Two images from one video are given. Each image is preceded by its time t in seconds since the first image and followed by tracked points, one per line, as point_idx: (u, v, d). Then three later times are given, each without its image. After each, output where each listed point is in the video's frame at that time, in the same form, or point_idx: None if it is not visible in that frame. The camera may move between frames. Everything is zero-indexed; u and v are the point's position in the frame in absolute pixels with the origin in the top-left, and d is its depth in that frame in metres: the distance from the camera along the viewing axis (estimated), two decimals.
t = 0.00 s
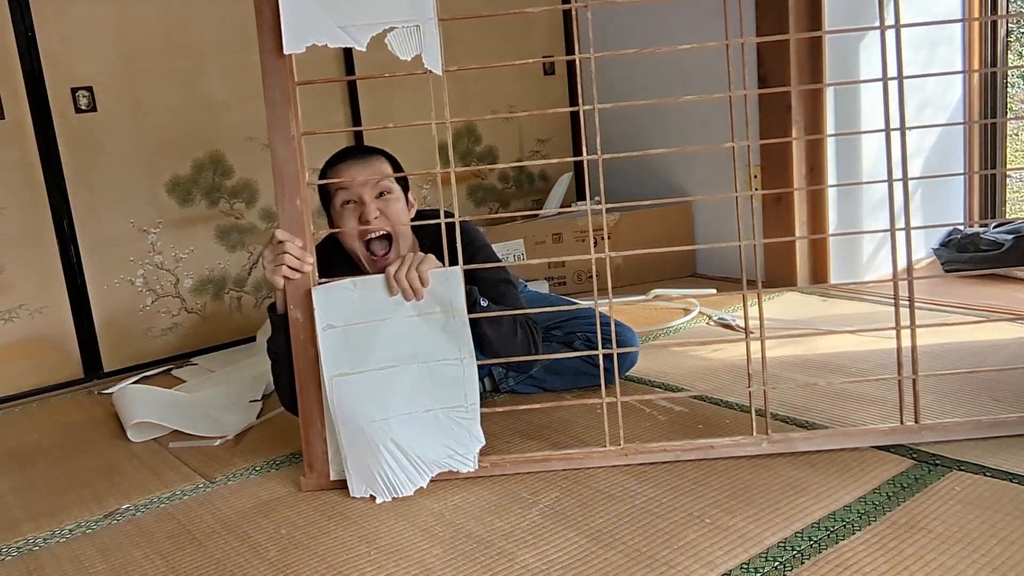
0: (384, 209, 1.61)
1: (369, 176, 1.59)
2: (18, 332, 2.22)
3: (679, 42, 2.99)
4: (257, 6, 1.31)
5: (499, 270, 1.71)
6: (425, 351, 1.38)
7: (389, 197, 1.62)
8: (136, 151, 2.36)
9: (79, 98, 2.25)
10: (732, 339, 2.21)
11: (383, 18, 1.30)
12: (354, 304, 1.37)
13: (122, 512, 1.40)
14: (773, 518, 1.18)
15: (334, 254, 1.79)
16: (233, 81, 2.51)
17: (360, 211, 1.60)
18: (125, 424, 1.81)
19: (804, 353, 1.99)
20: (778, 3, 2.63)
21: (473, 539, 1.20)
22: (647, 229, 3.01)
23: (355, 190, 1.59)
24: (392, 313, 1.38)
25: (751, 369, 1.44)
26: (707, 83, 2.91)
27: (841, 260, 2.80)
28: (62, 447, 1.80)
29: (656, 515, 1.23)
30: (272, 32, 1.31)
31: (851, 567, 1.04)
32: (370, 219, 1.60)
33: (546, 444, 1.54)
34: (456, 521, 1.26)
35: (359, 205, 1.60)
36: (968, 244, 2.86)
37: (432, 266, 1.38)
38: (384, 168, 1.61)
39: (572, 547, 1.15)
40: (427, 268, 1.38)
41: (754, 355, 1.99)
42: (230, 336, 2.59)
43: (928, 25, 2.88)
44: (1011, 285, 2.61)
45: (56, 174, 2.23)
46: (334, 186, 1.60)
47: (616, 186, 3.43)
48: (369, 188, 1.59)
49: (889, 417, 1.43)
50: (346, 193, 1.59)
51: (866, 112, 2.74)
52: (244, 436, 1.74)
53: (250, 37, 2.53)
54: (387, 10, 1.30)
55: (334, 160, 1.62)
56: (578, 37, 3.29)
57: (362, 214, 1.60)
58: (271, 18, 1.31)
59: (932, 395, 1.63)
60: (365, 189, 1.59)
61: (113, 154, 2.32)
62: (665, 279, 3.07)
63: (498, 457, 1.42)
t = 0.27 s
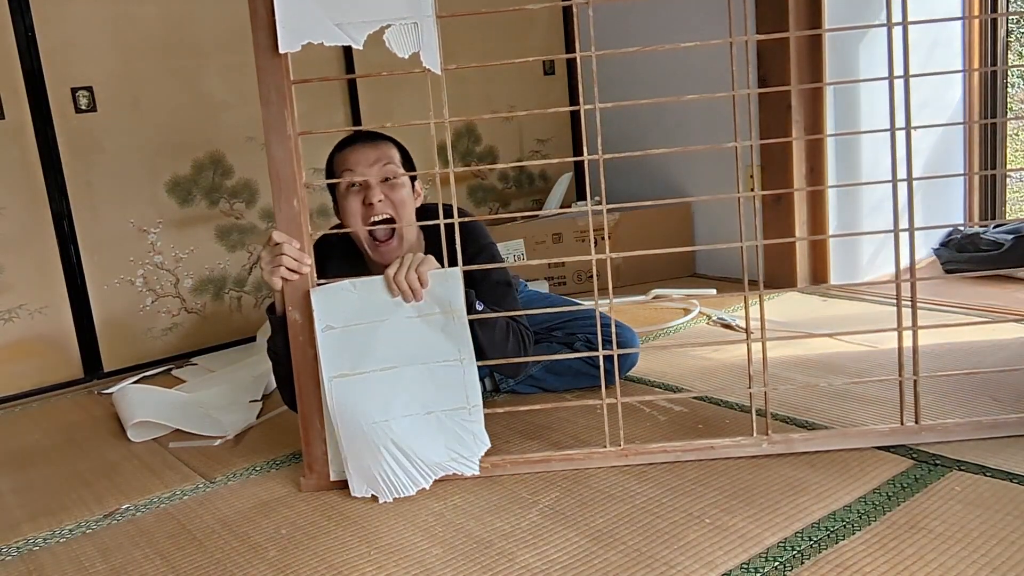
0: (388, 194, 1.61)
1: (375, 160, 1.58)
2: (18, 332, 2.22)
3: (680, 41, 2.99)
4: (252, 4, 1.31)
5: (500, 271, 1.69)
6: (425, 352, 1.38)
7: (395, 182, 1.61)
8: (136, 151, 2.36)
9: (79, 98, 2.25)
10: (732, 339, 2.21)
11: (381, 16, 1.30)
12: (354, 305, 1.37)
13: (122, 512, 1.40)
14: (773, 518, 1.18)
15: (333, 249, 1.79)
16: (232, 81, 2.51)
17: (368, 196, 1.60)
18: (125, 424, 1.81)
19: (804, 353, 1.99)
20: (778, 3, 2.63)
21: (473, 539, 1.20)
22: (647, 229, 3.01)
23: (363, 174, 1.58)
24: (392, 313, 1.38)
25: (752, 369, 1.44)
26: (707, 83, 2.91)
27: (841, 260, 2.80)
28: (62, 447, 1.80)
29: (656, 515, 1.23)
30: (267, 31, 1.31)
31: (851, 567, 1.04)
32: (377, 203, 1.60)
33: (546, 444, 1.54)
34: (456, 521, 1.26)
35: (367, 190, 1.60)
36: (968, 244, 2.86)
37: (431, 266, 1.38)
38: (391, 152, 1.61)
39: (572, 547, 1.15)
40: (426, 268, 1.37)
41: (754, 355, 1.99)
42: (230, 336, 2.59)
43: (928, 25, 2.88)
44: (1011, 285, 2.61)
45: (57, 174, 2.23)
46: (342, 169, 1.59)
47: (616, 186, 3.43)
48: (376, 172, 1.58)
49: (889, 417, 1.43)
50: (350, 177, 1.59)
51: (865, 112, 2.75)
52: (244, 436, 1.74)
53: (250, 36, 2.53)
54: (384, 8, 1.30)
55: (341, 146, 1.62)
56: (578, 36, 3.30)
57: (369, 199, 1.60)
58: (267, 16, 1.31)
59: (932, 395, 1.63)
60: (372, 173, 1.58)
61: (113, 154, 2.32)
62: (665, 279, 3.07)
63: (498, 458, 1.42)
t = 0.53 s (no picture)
0: (394, 188, 1.61)
1: (382, 154, 1.58)
2: (18, 332, 2.22)
3: (680, 41, 2.99)
4: (256, 5, 1.31)
5: (503, 271, 1.70)
6: (426, 350, 1.38)
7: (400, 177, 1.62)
8: (136, 151, 2.36)
9: (79, 98, 2.25)
10: (733, 339, 2.21)
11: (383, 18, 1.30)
12: (355, 304, 1.38)
13: (122, 512, 1.40)
14: (773, 518, 1.18)
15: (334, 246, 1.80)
16: (233, 81, 2.51)
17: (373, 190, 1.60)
18: (125, 424, 1.81)
19: (805, 353, 1.99)
20: (778, 3, 2.63)
21: (473, 539, 1.20)
22: (647, 229, 3.01)
23: (369, 168, 1.58)
24: (393, 312, 1.38)
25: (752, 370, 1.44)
26: (707, 83, 2.91)
27: (842, 260, 2.80)
28: (62, 447, 1.80)
29: (656, 515, 1.23)
30: (271, 32, 1.31)
31: (851, 567, 1.04)
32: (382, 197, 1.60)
33: (546, 444, 1.54)
34: (456, 521, 1.26)
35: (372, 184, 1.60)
36: (968, 244, 2.86)
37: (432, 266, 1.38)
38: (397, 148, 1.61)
39: (573, 547, 1.15)
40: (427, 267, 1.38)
41: (754, 355, 1.99)
42: (230, 336, 2.59)
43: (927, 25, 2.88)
44: (1010, 285, 2.61)
45: (57, 174, 2.23)
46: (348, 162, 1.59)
47: (616, 186, 3.43)
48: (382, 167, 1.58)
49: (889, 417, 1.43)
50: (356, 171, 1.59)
51: (865, 112, 2.75)
52: (244, 436, 1.74)
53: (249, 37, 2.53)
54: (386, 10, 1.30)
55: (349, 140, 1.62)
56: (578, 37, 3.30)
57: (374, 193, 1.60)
58: (271, 18, 1.31)
59: (932, 395, 1.63)
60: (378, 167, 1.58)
61: (113, 154, 2.32)
62: (665, 279, 3.07)
63: (498, 458, 1.42)
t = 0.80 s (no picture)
0: (394, 193, 1.61)
1: (382, 159, 1.58)
2: (17, 332, 2.22)
3: (679, 42, 2.99)
4: (260, 7, 1.31)
5: (502, 272, 1.69)
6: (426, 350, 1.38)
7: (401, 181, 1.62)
8: (136, 151, 2.36)
9: (79, 98, 2.25)
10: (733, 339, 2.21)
11: (385, 20, 1.30)
12: (355, 305, 1.37)
13: (122, 512, 1.40)
14: (773, 518, 1.18)
15: (334, 246, 1.80)
16: (233, 82, 2.51)
17: (372, 195, 1.60)
18: (125, 424, 1.81)
19: (805, 353, 1.99)
20: (778, 4, 2.63)
21: (473, 538, 1.20)
22: (647, 229, 3.01)
23: (369, 173, 1.58)
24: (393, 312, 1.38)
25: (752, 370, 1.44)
26: (707, 83, 2.91)
27: (842, 259, 2.80)
28: (62, 447, 1.80)
29: (656, 515, 1.23)
30: (274, 34, 1.32)
31: (851, 567, 1.04)
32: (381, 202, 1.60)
33: (546, 444, 1.54)
34: (456, 521, 1.26)
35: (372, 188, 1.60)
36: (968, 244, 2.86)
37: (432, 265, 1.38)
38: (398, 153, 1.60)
39: (572, 548, 1.15)
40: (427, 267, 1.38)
41: (754, 355, 1.99)
42: (230, 336, 2.59)
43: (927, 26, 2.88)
44: (1010, 285, 2.61)
45: (56, 173, 2.23)
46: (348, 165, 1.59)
47: (616, 186, 3.43)
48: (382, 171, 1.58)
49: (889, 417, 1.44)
50: (356, 175, 1.59)
51: (864, 112, 2.75)
52: (244, 436, 1.74)
53: (250, 37, 2.53)
54: (388, 12, 1.30)
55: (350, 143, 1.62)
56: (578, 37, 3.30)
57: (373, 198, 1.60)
58: (274, 20, 1.32)
59: (932, 395, 1.63)
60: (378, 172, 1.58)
61: (113, 154, 2.32)
62: (665, 279, 3.07)
63: (498, 457, 1.43)
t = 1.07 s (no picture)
0: (397, 193, 1.62)
1: (385, 159, 1.58)
2: (17, 332, 2.22)
3: (679, 42, 2.99)
4: (260, 7, 1.31)
5: (502, 273, 1.69)
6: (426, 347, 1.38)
7: (403, 181, 1.62)
8: (136, 151, 2.36)
9: (79, 98, 2.25)
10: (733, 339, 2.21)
11: (385, 20, 1.30)
12: (355, 303, 1.38)
13: (122, 512, 1.40)
14: (773, 518, 1.18)
15: (335, 246, 1.80)
16: (233, 82, 2.51)
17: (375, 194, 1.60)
18: (125, 424, 1.81)
19: (805, 353, 1.98)
20: (778, 3, 2.63)
21: (473, 538, 1.20)
22: (647, 229, 3.01)
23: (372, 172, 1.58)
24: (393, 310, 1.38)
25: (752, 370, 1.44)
26: (707, 83, 2.91)
27: (841, 259, 2.80)
28: (62, 447, 1.80)
29: (656, 515, 1.23)
30: (273, 34, 1.31)
31: (850, 567, 1.04)
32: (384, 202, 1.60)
33: (546, 444, 1.54)
34: (456, 521, 1.26)
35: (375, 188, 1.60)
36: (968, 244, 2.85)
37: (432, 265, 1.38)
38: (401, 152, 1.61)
39: (572, 548, 1.15)
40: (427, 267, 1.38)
41: (754, 355, 1.99)
42: (230, 336, 2.59)
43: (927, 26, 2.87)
44: (1010, 285, 2.61)
45: (56, 173, 2.23)
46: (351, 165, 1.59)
47: (616, 186, 3.43)
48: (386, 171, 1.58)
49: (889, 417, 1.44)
50: (359, 175, 1.59)
51: (864, 112, 2.75)
52: (244, 436, 1.74)
53: (250, 37, 2.53)
54: (388, 12, 1.30)
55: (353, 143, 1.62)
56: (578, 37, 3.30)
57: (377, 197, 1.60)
58: (274, 20, 1.31)
59: (932, 395, 1.63)
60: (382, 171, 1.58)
61: (113, 154, 2.32)
62: (665, 278, 3.07)
63: (498, 457, 1.42)
